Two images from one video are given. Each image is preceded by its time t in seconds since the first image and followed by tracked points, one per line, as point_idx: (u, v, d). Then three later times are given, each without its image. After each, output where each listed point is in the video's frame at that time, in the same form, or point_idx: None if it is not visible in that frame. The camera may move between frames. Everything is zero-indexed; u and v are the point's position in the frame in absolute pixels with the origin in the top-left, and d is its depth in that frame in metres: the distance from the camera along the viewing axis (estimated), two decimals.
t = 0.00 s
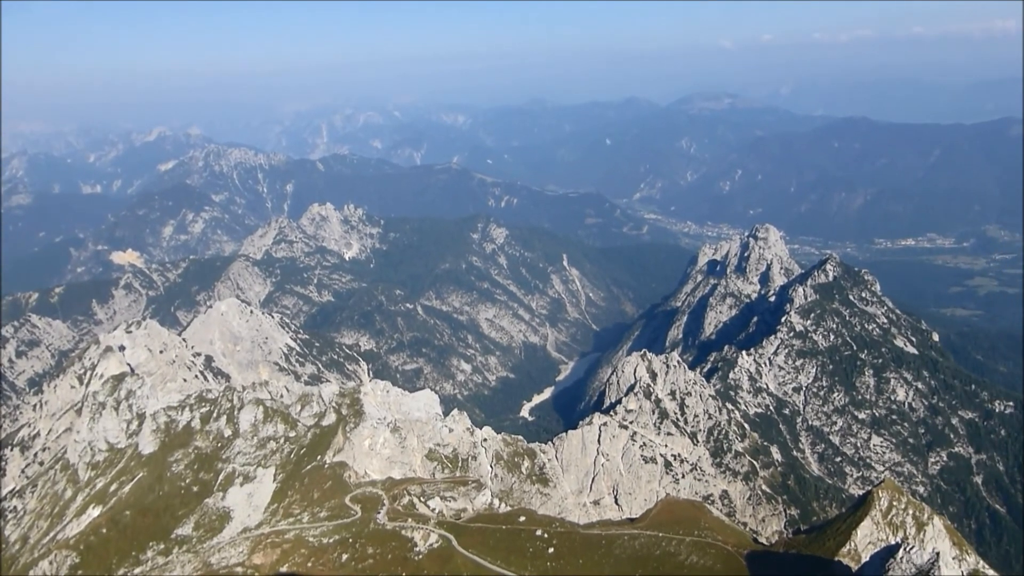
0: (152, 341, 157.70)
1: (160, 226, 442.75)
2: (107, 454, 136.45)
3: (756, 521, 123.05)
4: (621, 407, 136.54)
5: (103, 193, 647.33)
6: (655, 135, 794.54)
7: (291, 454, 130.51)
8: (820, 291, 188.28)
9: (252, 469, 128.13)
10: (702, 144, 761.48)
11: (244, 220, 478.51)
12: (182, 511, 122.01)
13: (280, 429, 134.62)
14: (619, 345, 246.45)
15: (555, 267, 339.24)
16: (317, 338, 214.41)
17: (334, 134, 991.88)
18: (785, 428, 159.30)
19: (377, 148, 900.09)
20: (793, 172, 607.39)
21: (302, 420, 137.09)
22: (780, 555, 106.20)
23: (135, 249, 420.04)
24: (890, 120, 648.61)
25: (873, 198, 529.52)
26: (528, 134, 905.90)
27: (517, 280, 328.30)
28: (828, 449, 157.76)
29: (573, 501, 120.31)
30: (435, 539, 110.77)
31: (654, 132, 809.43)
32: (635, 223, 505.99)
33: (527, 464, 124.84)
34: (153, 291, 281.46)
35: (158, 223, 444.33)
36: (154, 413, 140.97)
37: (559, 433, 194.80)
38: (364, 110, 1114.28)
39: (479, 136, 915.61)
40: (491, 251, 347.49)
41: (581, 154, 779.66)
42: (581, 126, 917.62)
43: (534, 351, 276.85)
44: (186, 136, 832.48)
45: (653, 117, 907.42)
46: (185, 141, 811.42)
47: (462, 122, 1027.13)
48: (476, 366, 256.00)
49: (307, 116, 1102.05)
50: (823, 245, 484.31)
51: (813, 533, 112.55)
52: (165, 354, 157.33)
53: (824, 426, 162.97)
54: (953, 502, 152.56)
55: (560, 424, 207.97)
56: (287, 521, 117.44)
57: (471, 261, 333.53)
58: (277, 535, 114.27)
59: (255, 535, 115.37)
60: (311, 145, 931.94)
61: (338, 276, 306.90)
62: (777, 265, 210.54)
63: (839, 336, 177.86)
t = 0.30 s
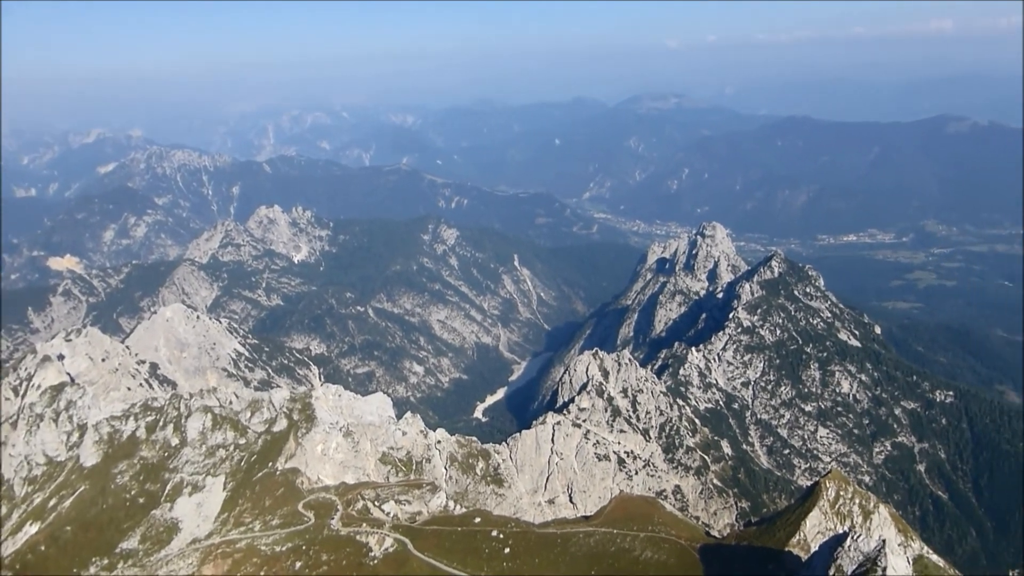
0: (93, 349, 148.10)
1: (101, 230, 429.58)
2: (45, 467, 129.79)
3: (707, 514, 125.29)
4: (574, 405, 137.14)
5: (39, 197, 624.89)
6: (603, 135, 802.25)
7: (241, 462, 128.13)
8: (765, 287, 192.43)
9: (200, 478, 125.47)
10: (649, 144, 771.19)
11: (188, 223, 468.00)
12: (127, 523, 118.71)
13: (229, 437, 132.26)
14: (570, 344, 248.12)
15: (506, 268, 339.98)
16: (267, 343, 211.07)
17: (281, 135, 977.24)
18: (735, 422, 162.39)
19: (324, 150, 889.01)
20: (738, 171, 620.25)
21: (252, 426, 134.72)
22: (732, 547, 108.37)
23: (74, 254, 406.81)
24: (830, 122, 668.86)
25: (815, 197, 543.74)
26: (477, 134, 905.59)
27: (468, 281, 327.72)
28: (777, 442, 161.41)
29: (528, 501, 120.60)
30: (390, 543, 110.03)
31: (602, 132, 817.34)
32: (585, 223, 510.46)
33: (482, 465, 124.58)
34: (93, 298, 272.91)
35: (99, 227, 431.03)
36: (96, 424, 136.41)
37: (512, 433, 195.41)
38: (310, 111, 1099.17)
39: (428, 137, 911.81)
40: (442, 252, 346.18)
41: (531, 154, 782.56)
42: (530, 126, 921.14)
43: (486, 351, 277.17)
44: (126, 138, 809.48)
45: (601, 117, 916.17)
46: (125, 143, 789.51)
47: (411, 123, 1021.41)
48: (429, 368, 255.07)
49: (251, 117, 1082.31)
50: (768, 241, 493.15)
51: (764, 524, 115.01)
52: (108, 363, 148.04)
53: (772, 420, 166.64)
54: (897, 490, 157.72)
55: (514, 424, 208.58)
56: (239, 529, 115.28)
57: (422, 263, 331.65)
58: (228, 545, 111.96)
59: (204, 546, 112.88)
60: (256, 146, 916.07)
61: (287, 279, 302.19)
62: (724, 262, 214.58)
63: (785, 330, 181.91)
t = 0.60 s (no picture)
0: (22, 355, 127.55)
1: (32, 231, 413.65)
2: None
3: (655, 512, 127.16)
4: (522, 406, 137.22)
5: None
6: (549, 137, 807.17)
7: (183, 469, 124.93)
8: (709, 287, 196.05)
9: (140, 486, 122.00)
10: (595, 146, 778.52)
11: (125, 225, 454.42)
12: (60, 536, 111.05)
13: (170, 444, 128.81)
14: (518, 344, 248.47)
15: (454, 269, 339.27)
16: (209, 347, 206.17)
17: (222, 135, 957.56)
18: (680, 421, 165.10)
19: (267, 150, 873.44)
20: (682, 173, 631.79)
21: (194, 432, 131.56)
22: (680, 544, 110.03)
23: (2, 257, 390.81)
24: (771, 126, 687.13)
25: (756, 199, 556.80)
26: (423, 135, 901.29)
27: (416, 282, 325.49)
28: (722, 440, 164.71)
29: (478, 502, 120.29)
30: (338, 549, 108.62)
31: (548, 133, 822.15)
32: (532, 224, 513.36)
33: (431, 468, 123.74)
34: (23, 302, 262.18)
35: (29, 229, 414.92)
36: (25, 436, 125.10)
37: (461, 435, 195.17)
38: (252, 110, 1078.43)
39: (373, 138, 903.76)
40: (388, 254, 343.01)
41: (477, 155, 782.68)
42: (476, 127, 921.07)
43: (434, 353, 276.27)
44: (58, 137, 781.47)
45: (547, 118, 921.75)
46: (57, 141, 762.02)
47: (356, 123, 1011.23)
48: (376, 370, 252.88)
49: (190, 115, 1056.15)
50: (711, 241, 501.93)
51: (710, 519, 117.05)
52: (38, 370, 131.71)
53: (717, 418, 169.96)
54: (838, 484, 162.54)
55: (463, 426, 208.42)
56: (180, 539, 112.15)
57: (369, 264, 328.06)
58: (169, 555, 108.63)
59: (145, 557, 109.29)
60: (197, 146, 895.28)
61: (230, 281, 295.70)
62: (669, 263, 218.33)
63: (729, 330, 185.60)
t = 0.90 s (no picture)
0: None
1: None
2: None
3: (609, 512, 128.39)
4: (476, 409, 136.86)
5: None
6: (500, 139, 808.84)
7: (128, 481, 120.96)
8: (659, 288, 198.84)
9: (81, 501, 117.94)
10: (546, 149, 782.62)
11: (65, 230, 440.73)
12: None
13: (114, 455, 124.94)
14: (471, 348, 248.21)
15: (406, 273, 337.53)
16: (154, 355, 201.14)
17: (166, 138, 935.54)
18: (633, 421, 166.64)
19: (214, 153, 856.27)
20: (631, 176, 639.82)
21: (139, 443, 127.81)
22: (633, 543, 111.31)
23: None
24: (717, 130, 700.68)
25: (704, 201, 566.25)
26: (374, 138, 894.44)
27: (367, 286, 322.35)
28: (673, 439, 166.87)
29: (432, 506, 119.60)
30: (291, 558, 107.18)
31: (499, 136, 823.86)
32: (484, 227, 514.18)
33: (385, 473, 122.37)
34: None
35: None
36: None
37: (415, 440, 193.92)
38: (197, 112, 1055.74)
39: (322, 140, 893.36)
40: (339, 257, 339.01)
41: (428, 158, 780.10)
42: (427, 130, 917.81)
43: (387, 358, 274.54)
44: None
45: (498, 121, 923.85)
46: None
47: (305, 125, 998.28)
48: (328, 376, 249.93)
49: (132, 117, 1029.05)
50: (661, 243, 508.31)
51: (663, 518, 118.53)
52: None
53: (668, 417, 172.23)
54: (786, 481, 166.47)
55: (416, 430, 206.92)
56: (125, 553, 109.03)
57: (319, 268, 323.54)
58: (114, 571, 105.49)
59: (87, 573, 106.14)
60: (139, 149, 873.21)
61: (176, 287, 288.98)
62: (620, 265, 221.39)
63: (679, 330, 188.57)
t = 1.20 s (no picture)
0: None
1: None
2: None
3: (576, 512, 129.18)
4: (443, 410, 136.24)
5: None
6: (465, 140, 807.71)
7: (87, 490, 118.52)
8: (624, 288, 200.46)
9: (37, 511, 114.32)
10: (511, 150, 783.66)
11: (19, 233, 429.36)
12: None
13: (72, 464, 122.06)
14: (437, 349, 247.66)
15: (371, 274, 335.52)
16: (113, 360, 197.48)
17: (125, 139, 918.21)
18: (599, 420, 167.34)
19: (173, 154, 841.79)
20: (595, 177, 643.76)
21: (99, 450, 125.25)
22: (601, 542, 111.99)
23: None
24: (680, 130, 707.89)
25: (668, 202, 571.70)
26: (338, 139, 887.55)
27: (332, 288, 319.24)
28: (639, 437, 168.11)
29: (400, 509, 119.09)
30: (256, 564, 106.03)
31: (464, 136, 822.88)
32: (450, 228, 513.75)
33: (351, 476, 121.04)
34: None
35: None
36: None
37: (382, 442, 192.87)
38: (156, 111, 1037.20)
39: (285, 141, 883.87)
40: (303, 259, 335.19)
41: (393, 159, 776.13)
42: (392, 131, 913.45)
43: (353, 360, 272.71)
44: None
45: (462, 122, 922.58)
46: None
47: (267, 126, 986.81)
48: (293, 379, 247.29)
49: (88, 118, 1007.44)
50: (626, 243, 511.44)
51: (630, 517, 119.31)
52: None
53: (634, 416, 173.51)
54: (750, 477, 168.91)
55: (383, 433, 205.75)
56: (85, 564, 106.41)
57: (284, 271, 319.85)
58: None
59: None
60: (96, 150, 855.12)
61: (135, 291, 283.66)
62: (585, 265, 223.15)
63: (644, 330, 190.13)
